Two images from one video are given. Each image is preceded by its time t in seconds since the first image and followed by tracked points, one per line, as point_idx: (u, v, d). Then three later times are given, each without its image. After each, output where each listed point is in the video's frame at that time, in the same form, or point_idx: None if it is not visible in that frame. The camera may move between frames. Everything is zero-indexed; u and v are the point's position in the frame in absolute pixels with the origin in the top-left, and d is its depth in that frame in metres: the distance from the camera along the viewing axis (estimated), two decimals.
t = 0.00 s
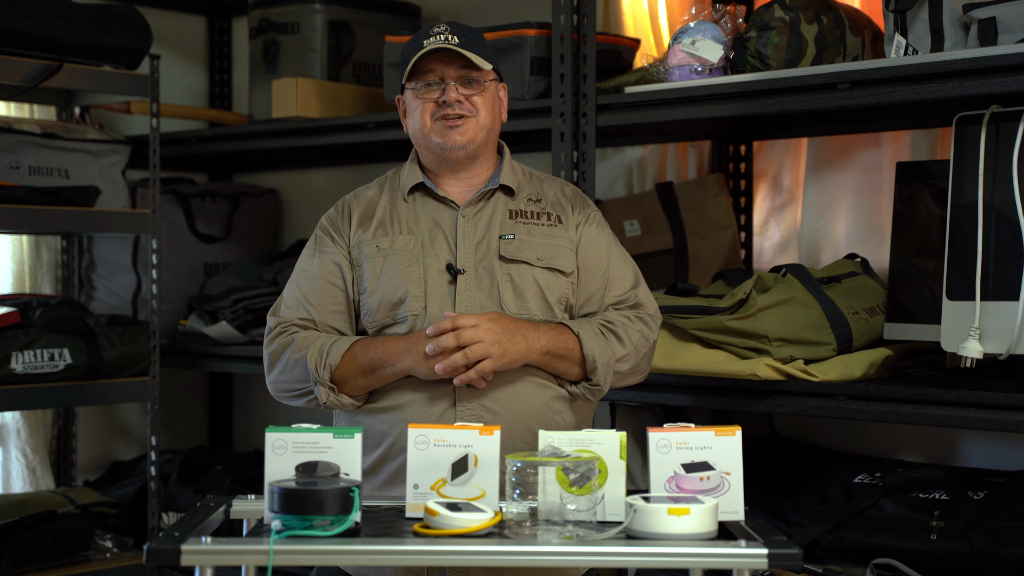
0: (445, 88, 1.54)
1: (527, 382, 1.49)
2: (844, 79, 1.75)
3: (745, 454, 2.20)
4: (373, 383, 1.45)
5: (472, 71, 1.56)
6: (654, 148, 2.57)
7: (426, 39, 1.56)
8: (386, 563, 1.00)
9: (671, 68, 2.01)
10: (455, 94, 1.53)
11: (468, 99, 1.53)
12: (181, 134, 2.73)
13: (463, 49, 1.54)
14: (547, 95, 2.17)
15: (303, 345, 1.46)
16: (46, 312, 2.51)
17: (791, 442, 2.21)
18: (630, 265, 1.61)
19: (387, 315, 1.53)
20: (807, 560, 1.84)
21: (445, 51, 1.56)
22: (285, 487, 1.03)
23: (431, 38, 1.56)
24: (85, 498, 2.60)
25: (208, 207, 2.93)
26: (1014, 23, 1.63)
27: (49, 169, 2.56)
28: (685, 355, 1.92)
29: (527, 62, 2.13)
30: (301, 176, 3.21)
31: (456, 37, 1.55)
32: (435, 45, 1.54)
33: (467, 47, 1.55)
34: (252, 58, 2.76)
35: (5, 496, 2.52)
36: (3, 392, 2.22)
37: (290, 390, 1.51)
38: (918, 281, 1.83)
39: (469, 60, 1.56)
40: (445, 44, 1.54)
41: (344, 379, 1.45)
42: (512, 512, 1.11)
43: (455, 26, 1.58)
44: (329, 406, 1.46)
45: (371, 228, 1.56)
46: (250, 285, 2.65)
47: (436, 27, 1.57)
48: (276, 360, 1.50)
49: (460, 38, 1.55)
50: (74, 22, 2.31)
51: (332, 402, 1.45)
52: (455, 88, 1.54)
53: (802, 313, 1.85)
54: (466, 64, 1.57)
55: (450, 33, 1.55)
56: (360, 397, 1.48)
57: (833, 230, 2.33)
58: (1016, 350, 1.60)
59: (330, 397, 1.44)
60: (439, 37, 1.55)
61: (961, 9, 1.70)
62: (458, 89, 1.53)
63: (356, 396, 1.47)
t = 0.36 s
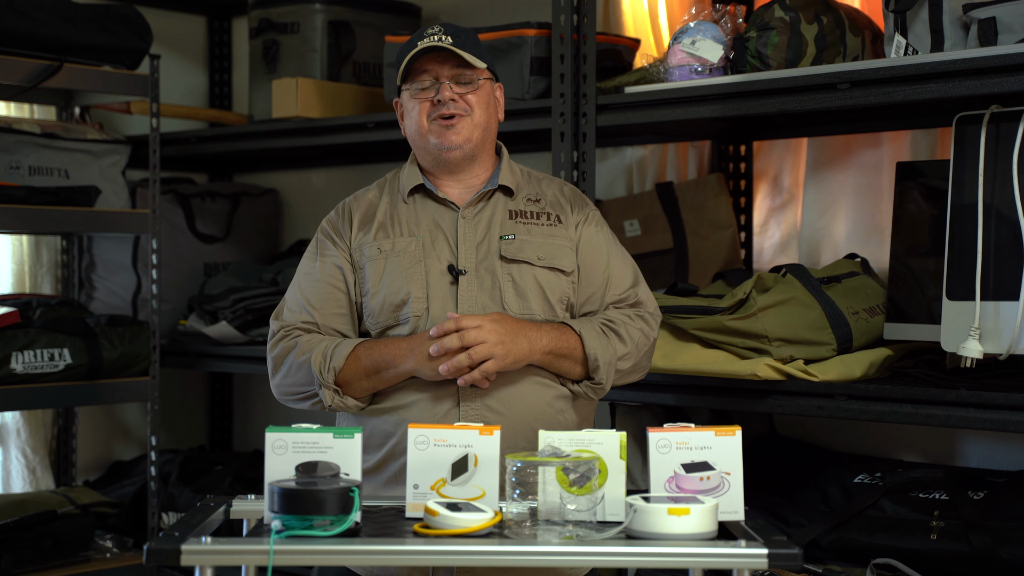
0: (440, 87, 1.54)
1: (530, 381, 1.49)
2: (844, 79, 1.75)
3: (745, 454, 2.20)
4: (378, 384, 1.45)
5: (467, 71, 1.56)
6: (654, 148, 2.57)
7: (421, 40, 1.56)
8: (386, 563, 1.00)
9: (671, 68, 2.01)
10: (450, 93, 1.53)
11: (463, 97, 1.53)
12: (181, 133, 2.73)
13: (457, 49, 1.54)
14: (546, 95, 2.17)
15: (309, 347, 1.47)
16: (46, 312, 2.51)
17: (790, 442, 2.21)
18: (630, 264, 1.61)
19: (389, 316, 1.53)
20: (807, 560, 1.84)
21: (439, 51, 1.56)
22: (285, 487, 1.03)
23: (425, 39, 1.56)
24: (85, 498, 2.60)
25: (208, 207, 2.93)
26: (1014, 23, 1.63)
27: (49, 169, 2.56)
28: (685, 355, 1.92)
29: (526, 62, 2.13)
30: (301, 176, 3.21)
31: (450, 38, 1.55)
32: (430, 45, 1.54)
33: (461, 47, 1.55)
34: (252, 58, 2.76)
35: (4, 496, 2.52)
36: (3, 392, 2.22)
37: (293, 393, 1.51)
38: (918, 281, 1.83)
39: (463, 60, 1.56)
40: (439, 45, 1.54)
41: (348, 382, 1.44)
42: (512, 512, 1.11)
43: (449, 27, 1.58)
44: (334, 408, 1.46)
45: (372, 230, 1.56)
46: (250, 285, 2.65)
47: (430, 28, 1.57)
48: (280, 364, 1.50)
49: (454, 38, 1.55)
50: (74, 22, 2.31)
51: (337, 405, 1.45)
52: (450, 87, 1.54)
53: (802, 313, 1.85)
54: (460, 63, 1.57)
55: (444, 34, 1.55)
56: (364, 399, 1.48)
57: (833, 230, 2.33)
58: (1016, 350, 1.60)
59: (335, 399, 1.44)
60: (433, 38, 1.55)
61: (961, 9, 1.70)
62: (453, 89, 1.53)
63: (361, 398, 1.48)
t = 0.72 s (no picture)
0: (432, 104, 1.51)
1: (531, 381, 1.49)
2: (844, 79, 1.75)
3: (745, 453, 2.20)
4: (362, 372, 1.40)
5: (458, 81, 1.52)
6: (654, 148, 2.57)
7: (409, 54, 1.52)
8: (386, 564, 1.00)
9: (671, 68, 2.01)
10: (444, 111, 1.51)
11: (456, 113, 1.51)
12: (181, 134, 2.73)
13: (445, 63, 1.49)
14: (546, 95, 2.17)
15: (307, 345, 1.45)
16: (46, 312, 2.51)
17: (790, 442, 2.21)
18: (635, 264, 1.59)
19: (390, 315, 1.54)
20: (807, 560, 1.84)
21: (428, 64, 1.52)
22: (285, 487, 1.03)
23: (413, 53, 1.51)
24: (85, 498, 2.60)
25: (208, 207, 2.92)
26: (1014, 23, 1.63)
27: (49, 169, 2.56)
28: (685, 355, 1.91)
29: (526, 62, 2.13)
30: (301, 176, 3.21)
31: (437, 51, 1.50)
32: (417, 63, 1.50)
33: (449, 60, 1.50)
34: (252, 58, 2.76)
35: (5, 496, 2.52)
36: (3, 392, 2.22)
37: (290, 394, 1.47)
38: (918, 281, 1.83)
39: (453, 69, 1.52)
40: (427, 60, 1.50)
41: (333, 374, 1.41)
42: (512, 512, 1.11)
43: (437, 35, 1.53)
44: (322, 402, 1.43)
45: (374, 230, 1.57)
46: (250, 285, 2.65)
47: (418, 40, 1.52)
48: (280, 364, 1.49)
49: (442, 51, 1.50)
50: (75, 22, 2.31)
51: (324, 398, 1.41)
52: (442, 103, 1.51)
53: (802, 313, 1.85)
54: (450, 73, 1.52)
55: (431, 48, 1.50)
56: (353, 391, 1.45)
57: (833, 230, 2.33)
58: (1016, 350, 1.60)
59: (322, 392, 1.41)
60: (421, 52, 1.51)
61: (961, 9, 1.70)
62: (445, 106, 1.50)
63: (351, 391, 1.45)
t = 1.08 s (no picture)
0: (450, 91, 1.55)
1: (530, 380, 1.49)
2: (844, 79, 1.75)
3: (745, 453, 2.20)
4: (326, 366, 1.39)
5: (476, 73, 1.58)
6: (654, 148, 2.57)
7: (429, 42, 1.57)
8: (386, 564, 1.00)
9: (671, 68, 2.01)
10: (460, 95, 1.54)
11: (472, 100, 1.54)
12: (181, 134, 2.73)
13: (466, 51, 1.56)
14: (546, 95, 2.17)
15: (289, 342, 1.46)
16: (46, 312, 2.51)
17: (790, 442, 2.21)
18: (641, 267, 1.55)
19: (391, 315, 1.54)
20: (807, 560, 1.84)
21: (448, 54, 1.58)
22: (285, 487, 1.03)
23: (433, 41, 1.57)
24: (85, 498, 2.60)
25: (208, 207, 2.92)
26: (1014, 23, 1.63)
27: (49, 169, 2.56)
28: (685, 355, 1.91)
29: (526, 61, 2.13)
30: (301, 176, 3.21)
31: (458, 39, 1.57)
32: (439, 48, 1.56)
33: (470, 49, 1.57)
34: (252, 58, 2.76)
35: (5, 496, 2.52)
36: (3, 392, 2.22)
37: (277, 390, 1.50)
38: (918, 281, 1.83)
39: (472, 61, 1.58)
40: (448, 47, 1.56)
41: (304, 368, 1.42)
42: (512, 512, 1.11)
43: (457, 28, 1.59)
44: (292, 395, 1.42)
45: (374, 229, 1.57)
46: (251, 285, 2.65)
47: (438, 30, 1.59)
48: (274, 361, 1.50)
49: (463, 41, 1.57)
50: (75, 22, 2.31)
51: (294, 392, 1.41)
52: (460, 90, 1.55)
53: (802, 313, 1.85)
54: (468, 65, 1.58)
55: (452, 36, 1.57)
56: (325, 389, 1.44)
57: (833, 230, 2.33)
58: (1016, 350, 1.60)
59: (292, 385, 1.41)
60: (442, 40, 1.57)
61: (961, 9, 1.70)
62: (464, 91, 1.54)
63: (324, 388, 1.44)
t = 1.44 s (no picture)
0: (452, 90, 1.55)
1: (529, 380, 1.49)
2: (844, 79, 1.75)
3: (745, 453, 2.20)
4: (326, 365, 1.39)
5: (480, 72, 1.58)
6: (654, 148, 2.57)
7: (433, 40, 1.58)
8: (386, 564, 1.00)
9: (671, 68, 2.01)
10: (462, 94, 1.54)
11: (475, 100, 1.54)
12: (181, 133, 2.73)
13: (470, 50, 1.56)
14: (546, 95, 2.17)
15: (287, 341, 1.47)
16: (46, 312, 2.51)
17: (790, 442, 2.21)
18: (643, 272, 1.56)
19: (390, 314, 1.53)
20: (807, 560, 1.84)
21: (452, 52, 1.58)
22: (285, 487, 1.03)
23: (438, 39, 1.58)
24: (85, 498, 2.60)
25: (208, 207, 2.93)
26: (1014, 23, 1.63)
27: (49, 169, 2.56)
28: (685, 355, 1.91)
29: (526, 61, 2.13)
30: (301, 176, 3.21)
31: (463, 39, 1.57)
32: (444, 46, 1.56)
33: (474, 48, 1.57)
34: (252, 58, 2.76)
35: (5, 496, 2.52)
36: (3, 392, 2.22)
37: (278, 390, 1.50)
38: (918, 281, 1.83)
39: (476, 60, 1.58)
40: (452, 45, 1.56)
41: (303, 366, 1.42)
42: (512, 512, 1.11)
43: (462, 28, 1.60)
44: (292, 394, 1.42)
45: (375, 228, 1.57)
46: (251, 285, 2.65)
47: (443, 28, 1.59)
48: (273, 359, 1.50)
49: (467, 40, 1.57)
50: (75, 22, 2.31)
51: (294, 391, 1.41)
52: (462, 89, 1.55)
53: (802, 313, 1.85)
54: (472, 64, 1.58)
55: (457, 35, 1.57)
56: (325, 387, 1.44)
57: (834, 230, 2.33)
58: (1016, 350, 1.60)
59: (291, 384, 1.41)
60: (447, 38, 1.57)
61: (961, 9, 1.70)
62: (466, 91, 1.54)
63: (324, 387, 1.44)
